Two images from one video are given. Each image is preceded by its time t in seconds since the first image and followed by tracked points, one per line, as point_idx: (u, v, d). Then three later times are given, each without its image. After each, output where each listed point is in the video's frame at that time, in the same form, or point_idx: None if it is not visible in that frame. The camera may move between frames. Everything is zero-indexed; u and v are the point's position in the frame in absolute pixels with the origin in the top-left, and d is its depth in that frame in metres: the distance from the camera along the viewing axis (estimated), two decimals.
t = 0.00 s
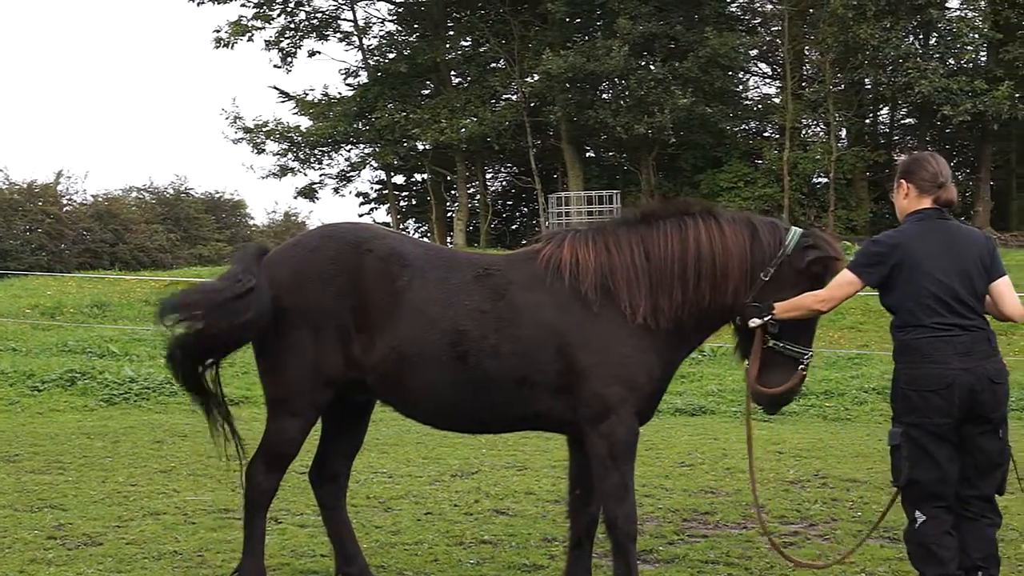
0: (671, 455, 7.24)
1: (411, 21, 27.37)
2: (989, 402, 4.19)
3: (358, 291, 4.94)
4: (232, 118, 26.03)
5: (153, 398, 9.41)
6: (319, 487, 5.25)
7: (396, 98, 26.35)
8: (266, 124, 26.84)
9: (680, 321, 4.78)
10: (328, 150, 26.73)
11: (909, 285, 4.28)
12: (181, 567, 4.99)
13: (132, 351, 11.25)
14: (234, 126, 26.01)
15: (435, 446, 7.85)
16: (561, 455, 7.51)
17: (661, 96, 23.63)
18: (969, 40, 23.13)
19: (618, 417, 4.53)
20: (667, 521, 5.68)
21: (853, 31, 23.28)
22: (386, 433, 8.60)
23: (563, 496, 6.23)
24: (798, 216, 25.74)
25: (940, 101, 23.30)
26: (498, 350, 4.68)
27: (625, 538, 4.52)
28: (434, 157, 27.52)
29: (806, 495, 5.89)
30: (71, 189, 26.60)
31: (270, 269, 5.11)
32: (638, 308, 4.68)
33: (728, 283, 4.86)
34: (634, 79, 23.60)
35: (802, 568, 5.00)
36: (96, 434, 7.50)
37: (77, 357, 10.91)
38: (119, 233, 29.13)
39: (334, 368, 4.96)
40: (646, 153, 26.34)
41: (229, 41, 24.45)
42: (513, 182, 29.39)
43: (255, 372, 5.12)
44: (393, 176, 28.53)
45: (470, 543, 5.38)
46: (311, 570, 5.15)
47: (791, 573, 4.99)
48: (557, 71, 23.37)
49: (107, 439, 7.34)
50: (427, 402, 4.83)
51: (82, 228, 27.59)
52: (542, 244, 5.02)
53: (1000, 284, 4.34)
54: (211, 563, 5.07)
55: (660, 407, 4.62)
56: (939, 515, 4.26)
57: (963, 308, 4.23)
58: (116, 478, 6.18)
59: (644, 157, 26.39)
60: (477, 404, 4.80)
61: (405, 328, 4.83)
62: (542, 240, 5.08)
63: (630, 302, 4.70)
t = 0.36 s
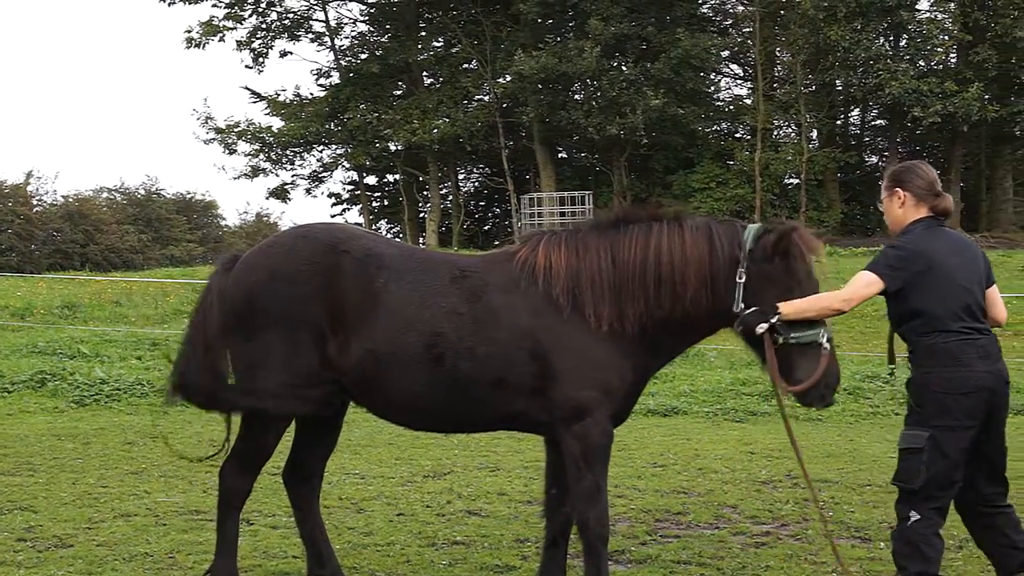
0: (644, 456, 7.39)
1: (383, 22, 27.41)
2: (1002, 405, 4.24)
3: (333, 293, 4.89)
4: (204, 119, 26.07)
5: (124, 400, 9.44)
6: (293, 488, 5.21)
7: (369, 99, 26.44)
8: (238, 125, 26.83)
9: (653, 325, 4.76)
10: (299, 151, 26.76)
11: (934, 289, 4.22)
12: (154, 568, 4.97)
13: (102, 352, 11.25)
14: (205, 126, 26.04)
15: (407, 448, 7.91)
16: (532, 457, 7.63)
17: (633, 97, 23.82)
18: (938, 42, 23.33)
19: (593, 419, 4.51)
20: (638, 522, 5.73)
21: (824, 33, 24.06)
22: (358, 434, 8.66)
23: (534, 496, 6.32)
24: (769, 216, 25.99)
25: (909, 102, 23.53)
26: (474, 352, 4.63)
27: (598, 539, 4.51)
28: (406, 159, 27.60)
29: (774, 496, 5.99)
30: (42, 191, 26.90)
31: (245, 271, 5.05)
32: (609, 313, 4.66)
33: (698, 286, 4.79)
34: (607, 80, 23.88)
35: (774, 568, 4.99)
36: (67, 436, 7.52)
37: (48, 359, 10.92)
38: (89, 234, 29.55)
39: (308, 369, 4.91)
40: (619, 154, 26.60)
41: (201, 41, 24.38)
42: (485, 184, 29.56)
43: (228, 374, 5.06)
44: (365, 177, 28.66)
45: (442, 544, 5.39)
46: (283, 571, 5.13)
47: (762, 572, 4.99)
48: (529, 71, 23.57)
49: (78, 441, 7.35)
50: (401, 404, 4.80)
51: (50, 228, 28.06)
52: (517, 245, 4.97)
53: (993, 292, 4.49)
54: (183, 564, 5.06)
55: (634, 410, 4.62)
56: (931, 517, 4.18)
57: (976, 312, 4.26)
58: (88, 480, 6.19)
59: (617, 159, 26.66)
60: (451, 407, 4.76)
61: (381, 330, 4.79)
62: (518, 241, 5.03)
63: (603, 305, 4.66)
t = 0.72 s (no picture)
0: (623, 456, 7.45)
1: (361, 22, 27.45)
2: None
3: (314, 297, 4.84)
4: (182, 119, 26.12)
5: (102, 401, 9.48)
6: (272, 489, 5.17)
7: (346, 100, 26.41)
8: (216, 125, 26.83)
9: (636, 324, 4.68)
10: (277, 151, 26.78)
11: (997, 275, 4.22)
12: (132, 569, 4.96)
13: (81, 352, 11.29)
14: (183, 126, 26.11)
15: (386, 448, 7.94)
16: (510, 457, 7.69)
17: (611, 98, 23.96)
18: (916, 43, 23.29)
19: (575, 421, 4.46)
20: (617, 522, 5.76)
21: (802, 33, 24.19)
22: (337, 434, 8.71)
23: (512, 497, 6.38)
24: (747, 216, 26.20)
25: (888, 103, 23.50)
26: (455, 356, 4.58)
27: (579, 541, 4.46)
28: (386, 160, 27.68)
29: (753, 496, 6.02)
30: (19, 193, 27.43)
31: (226, 277, 5.02)
32: (583, 310, 4.60)
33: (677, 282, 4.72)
34: (585, 81, 24.07)
35: (752, 568, 4.98)
36: (45, 437, 7.55)
37: (25, 359, 10.95)
38: (67, 234, 31.02)
39: (292, 374, 4.84)
40: (596, 155, 26.80)
41: (178, 41, 24.33)
42: (463, 184, 30.02)
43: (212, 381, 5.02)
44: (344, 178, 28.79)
45: (420, 545, 5.40)
46: (261, 572, 5.13)
47: (742, 573, 4.98)
48: (507, 72, 23.68)
49: (56, 442, 7.40)
50: (385, 407, 4.74)
51: (28, 229, 29.49)
52: (496, 246, 4.93)
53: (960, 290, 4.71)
54: (162, 565, 5.06)
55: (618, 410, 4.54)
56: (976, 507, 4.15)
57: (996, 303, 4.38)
58: (65, 481, 6.22)
59: (596, 159, 26.89)
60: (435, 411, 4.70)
61: (361, 333, 4.73)
62: (499, 243, 4.99)
63: (582, 305, 4.61)
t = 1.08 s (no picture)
0: (610, 456, 7.47)
1: (347, 21, 27.46)
2: None
3: (302, 295, 4.82)
4: (168, 119, 26.15)
5: (88, 400, 9.50)
6: (260, 488, 5.14)
7: (332, 100, 26.42)
8: (202, 125, 26.83)
9: (623, 324, 4.65)
10: (263, 151, 26.76)
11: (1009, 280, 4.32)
12: (117, 568, 4.96)
13: (67, 353, 11.30)
14: (169, 126, 26.15)
15: (373, 447, 7.97)
16: (496, 457, 7.71)
17: (597, 99, 24.04)
18: (902, 43, 23.23)
19: (564, 421, 4.44)
20: (603, 523, 5.76)
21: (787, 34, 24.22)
22: (324, 434, 8.73)
23: (499, 496, 6.39)
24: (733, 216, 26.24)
25: (873, 103, 23.44)
26: (441, 353, 4.56)
27: (564, 541, 4.45)
28: (371, 160, 27.72)
29: (739, 496, 6.04)
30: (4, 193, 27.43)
31: (215, 274, 4.99)
32: (574, 311, 4.58)
33: (666, 285, 4.69)
34: (572, 82, 24.11)
35: (738, 568, 4.97)
36: (31, 437, 7.57)
37: (11, 358, 10.96)
38: (53, 233, 30.97)
39: (279, 370, 4.82)
40: (582, 155, 26.84)
41: (164, 41, 24.33)
42: (449, 184, 30.13)
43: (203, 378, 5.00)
44: (330, 178, 28.82)
45: (406, 545, 5.40)
46: (247, 572, 5.13)
47: (727, 573, 4.98)
48: (492, 72, 23.71)
49: (43, 442, 7.43)
50: (371, 405, 4.72)
51: (14, 229, 29.55)
52: (487, 245, 4.91)
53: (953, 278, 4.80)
54: (148, 565, 5.05)
55: (606, 411, 4.53)
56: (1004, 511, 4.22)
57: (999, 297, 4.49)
58: (52, 481, 6.24)
59: (581, 159, 26.98)
60: (422, 409, 4.67)
61: (349, 331, 4.70)
62: (488, 241, 4.97)
63: (567, 305, 4.58)
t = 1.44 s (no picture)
0: (608, 456, 7.47)
1: (345, 22, 27.48)
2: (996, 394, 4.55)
3: (302, 294, 4.82)
4: (166, 119, 26.15)
5: (86, 400, 9.51)
6: (259, 488, 5.14)
7: (330, 100, 26.41)
8: (200, 126, 26.83)
9: (624, 324, 4.66)
10: (261, 151, 26.76)
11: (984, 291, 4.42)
12: (115, 569, 4.95)
13: (64, 352, 11.31)
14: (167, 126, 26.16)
15: (372, 447, 7.97)
16: (494, 457, 7.73)
17: (595, 99, 24.06)
18: (900, 43, 23.22)
19: (564, 421, 4.44)
20: (601, 523, 5.76)
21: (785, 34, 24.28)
22: (322, 435, 8.73)
23: (497, 497, 6.40)
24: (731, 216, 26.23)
25: (871, 103, 23.44)
26: (441, 351, 4.55)
27: (563, 541, 4.44)
28: (369, 160, 27.74)
29: (737, 496, 6.04)
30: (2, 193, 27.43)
31: (216, 273, 4.99)
32: (575, 311, 4.58)
33: (668, 284, 4.70)
34: (570, 82, 24.11)
35: (737, 568, 4.97)
36: (29, 438, 7.58)
37: (9, 358, 10.95)
38: (51, 234, 31.00)
39: (279, 370, 4.82)
40: (580, 155, 26.84)
41: (162, 41, 24.33)
42: (447, 184, 30.16)
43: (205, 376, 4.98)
44: (328, 178, 28.83)
45: (404, 545, 5.40)
46: (245, 572, 5.13)
47: (726, 573, 4.97)
48: (490, 72, 23.74)
49: (41, 442, 7.44)
50: (371, 404, 4.71)
51: (13, 229, 29.58)
52: (489, 245, 4.91)
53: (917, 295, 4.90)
54: (147, 565, 5.04)
55: (606, 411, 4.53)
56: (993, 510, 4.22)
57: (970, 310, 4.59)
58: (50, 481, 6.25)
59: (579, 159, 26.98)
60: (423, 408, 4.66)
61: (349, 330, 4.70)
62: (488, 240, 4.98)
63: (570, 305, 4.59)
